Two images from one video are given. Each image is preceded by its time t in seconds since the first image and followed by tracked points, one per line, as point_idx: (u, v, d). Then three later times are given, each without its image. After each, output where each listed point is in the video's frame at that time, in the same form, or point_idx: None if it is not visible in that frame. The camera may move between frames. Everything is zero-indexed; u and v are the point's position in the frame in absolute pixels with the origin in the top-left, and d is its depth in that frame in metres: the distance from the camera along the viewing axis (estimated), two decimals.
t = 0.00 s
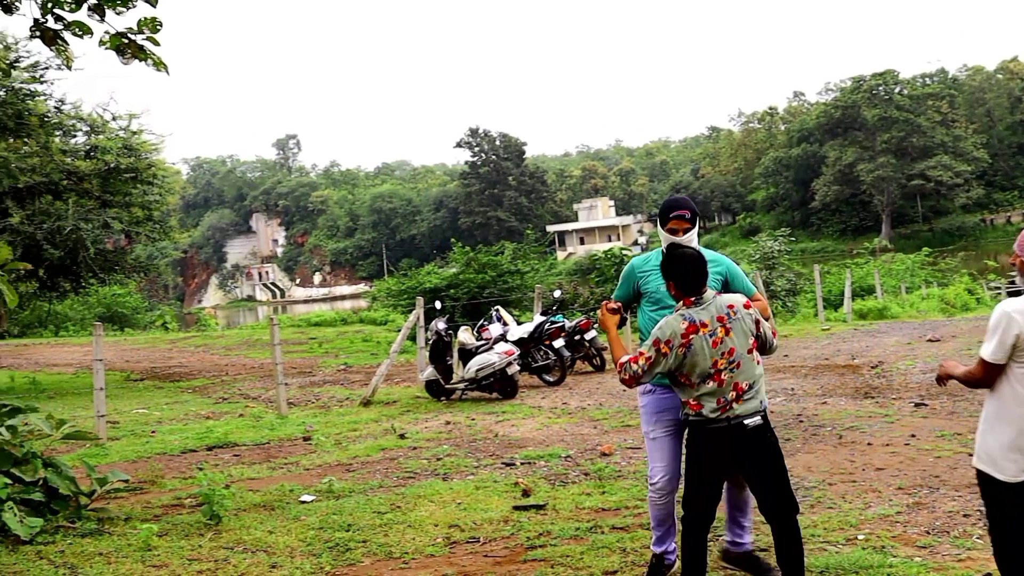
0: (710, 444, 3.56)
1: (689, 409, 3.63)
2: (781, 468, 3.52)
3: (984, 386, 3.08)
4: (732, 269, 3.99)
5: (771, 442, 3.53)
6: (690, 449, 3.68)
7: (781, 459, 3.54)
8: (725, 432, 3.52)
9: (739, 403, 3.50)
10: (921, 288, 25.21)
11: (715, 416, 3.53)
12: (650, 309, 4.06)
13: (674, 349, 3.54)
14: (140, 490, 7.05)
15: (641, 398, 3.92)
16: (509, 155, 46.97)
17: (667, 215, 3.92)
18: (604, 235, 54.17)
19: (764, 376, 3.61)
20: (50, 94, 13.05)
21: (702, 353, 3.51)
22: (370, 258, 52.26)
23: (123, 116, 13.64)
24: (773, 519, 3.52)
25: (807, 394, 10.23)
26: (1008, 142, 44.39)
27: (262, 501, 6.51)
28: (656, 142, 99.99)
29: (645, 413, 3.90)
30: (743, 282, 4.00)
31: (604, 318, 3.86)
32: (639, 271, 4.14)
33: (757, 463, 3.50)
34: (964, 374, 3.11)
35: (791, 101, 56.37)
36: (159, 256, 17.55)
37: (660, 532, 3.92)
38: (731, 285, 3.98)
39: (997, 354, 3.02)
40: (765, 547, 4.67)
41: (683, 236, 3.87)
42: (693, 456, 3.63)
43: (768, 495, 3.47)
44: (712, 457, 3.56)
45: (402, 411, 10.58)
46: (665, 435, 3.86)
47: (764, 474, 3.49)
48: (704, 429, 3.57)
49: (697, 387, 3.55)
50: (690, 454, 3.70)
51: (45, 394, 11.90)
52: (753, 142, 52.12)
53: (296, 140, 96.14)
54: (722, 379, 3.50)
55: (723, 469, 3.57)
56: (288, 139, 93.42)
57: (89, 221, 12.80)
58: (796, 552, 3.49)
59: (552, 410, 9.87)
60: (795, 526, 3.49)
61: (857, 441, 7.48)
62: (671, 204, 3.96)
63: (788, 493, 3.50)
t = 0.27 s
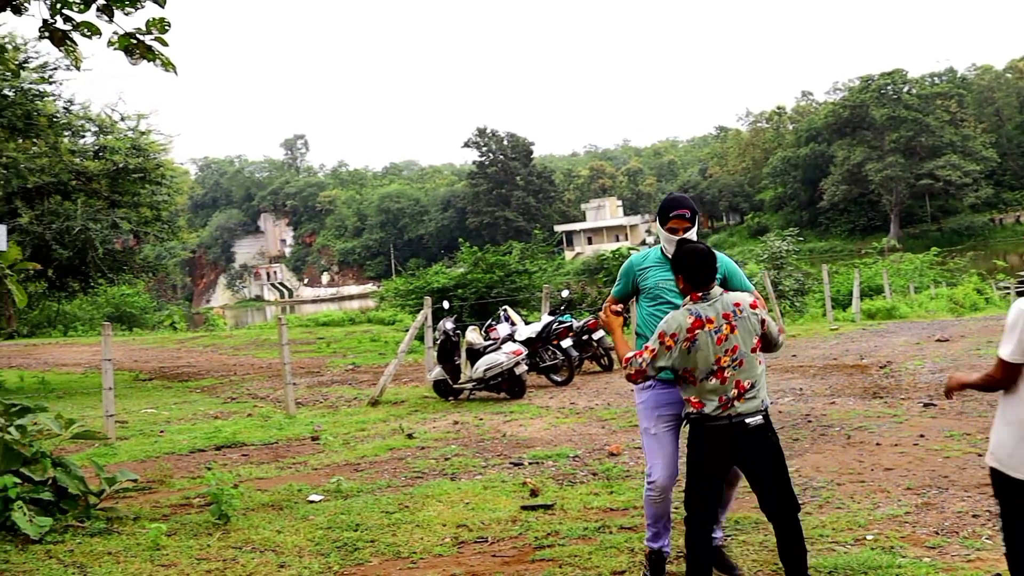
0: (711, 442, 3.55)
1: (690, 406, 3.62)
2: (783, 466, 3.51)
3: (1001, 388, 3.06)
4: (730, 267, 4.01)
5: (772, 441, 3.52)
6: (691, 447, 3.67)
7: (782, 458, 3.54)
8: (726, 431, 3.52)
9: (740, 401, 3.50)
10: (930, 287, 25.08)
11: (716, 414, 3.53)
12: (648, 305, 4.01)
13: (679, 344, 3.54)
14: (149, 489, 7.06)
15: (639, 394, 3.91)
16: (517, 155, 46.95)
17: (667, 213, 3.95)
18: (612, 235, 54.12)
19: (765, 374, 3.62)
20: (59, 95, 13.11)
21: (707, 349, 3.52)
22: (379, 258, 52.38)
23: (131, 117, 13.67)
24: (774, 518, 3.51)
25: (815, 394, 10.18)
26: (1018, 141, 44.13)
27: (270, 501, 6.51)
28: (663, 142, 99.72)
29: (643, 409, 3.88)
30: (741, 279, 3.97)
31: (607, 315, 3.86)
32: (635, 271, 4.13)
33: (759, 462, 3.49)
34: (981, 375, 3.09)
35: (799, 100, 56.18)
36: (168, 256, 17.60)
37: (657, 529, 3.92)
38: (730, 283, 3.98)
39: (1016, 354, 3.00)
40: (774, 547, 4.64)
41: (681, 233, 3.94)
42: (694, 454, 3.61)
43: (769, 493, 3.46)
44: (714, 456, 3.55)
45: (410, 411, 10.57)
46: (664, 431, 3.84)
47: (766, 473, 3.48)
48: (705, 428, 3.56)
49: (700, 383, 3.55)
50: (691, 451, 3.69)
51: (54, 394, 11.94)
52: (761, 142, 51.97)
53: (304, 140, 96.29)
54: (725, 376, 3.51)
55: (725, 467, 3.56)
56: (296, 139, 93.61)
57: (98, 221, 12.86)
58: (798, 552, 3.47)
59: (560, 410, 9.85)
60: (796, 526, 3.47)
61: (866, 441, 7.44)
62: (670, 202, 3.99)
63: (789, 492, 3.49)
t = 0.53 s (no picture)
0: (711, 442, 3.55)
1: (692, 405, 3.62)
2: (784, 466, 3.49)
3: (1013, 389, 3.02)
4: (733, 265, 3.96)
5: (774, 441, 3.50)
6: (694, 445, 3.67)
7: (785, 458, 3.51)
8: (727, 431, 3.51)
9: (741, 401, 3.48)
10: (934, 287, 25.00)
11: (717, 414, 3.51)
12: (647, 305, 4.01)
13: (683, 340, 3.53)
14: (154, 489, 7.07)
15: (637, 393, 3.92)
16: (521, 155, 46.92)
17: (667, 214, 3.94)
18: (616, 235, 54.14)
19: (767, 375, 3.59)
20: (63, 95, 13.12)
21: (710, 346, 3.50)
22: (383, 258, 52.43)
23: (136, 117, 13.70)
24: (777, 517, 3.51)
25: (819, 394, 10.16)
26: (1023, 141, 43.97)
27: (275, 501, 6.51)
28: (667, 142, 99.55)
29: (641, 406, 3.88)
30: (741, 279, 3.96)
31: (607, 318, 3.88)
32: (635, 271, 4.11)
33: (761, 461, 3.47)
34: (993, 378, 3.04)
35: (804, 100, 56.06)
36: (172, 255, 17.61)
37: (653, 527, 3.91)
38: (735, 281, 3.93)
39: None
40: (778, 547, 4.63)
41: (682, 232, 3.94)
42: (694, 451, 3.61)
43: (771, 493, 3.45)
44: (714, 454, 3.54)
45: (414, 411, 10.57)
46: (666, 429, 3.83)
47: (768, 472, 3.46)
48: (707, 426, 3.55)
49: (701, 380, 3.54)
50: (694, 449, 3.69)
51: (58, 393, 11.95)
52: (765, 142, 51.88)
53: (308, 140, 96.35)
54: (725, 374, 3.49)
55: (726, 466, 3.55)
56: (300, 139, 93.69)
57: (102, 221, 12.90)
58: (800, 552, 3.47)
59: (565, 410, 9.84)
60: (798, 525, 3.47)
61: (870, 440, 7.42)
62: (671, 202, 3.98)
63: (790, 492, 3.47)
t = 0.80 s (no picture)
0: (714, 441, 3.55)
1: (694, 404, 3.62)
2: (786, 464, 3.52)
3: None
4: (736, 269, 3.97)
5: (777, 439, 3.52)
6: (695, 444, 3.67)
7: (786, 457, 3.55)
8: (729, 431, 3.51)
9: (743, 399, 3.50)
10: (944, 287, 24.88)
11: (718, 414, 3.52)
12: (648, 308, 4.01)
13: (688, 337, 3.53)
14: (163, 489, 7.08)
15: (635, 392, 3.91)
16: (529, 155, 46.89)
17: (670, 216, 3.93)
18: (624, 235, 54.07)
19: (769, 374, 3.60)
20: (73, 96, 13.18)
21: (713, 342, 3.52)
22: (392, 258, 52.55)
23: (145, 117, 13.75)
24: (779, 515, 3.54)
25: (829, 394, 10.11)
26: None
27: (284, 501, 6.51)
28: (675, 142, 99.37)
29: (641, 404, 3.88)
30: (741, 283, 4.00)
31: (611, 319, 3.86)
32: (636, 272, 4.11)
33: (764, 460, 3.49)
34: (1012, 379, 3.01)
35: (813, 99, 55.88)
36: (182, 255, 17.67)
37: (644, 526, 3.93)
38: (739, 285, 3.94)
39: None
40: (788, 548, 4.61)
41: (685, 234, 3.93)
42: (698, 449, 3.61)
43: (774, 492, 3.48)
44: (718, 453, 3.54)
45: (423, 411, 10.57)
46: (667, 429, 3.84)
47: (771, 471, 3.49)
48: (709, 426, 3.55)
49: (701, 376, 3.55)
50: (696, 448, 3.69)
51: (68, 393, 11.99)
52: (774, 141, 51.71)
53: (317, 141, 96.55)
54: (727, 372, 3.51)
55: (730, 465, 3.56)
56: (309, 139, 93.88)
57: (112, 221, 12.94)
58: (802, 550, 3.50)
59: (574, 410, 9.82)
60: (800, 523, 3.50)
61: (879, 440, 7.38)
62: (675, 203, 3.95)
63: (792, 490, 3.51)
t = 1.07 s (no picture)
0: (718, 439, 3.55)
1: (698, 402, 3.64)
2: (791, 464, 3.52)
3: None
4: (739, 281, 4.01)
5: (781, 439, 3.52)
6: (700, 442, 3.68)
7: (792, 457, 3.54)
8: (733, 429, 3.51)
9: (748, 396, 3.49)
10: (954, 288, 24.73)
11: (724, 411, 3.52)
12: (650, 313, 4.02)
13: (693, 332, 3.55)
14: (174, 488, 7.09)
15: (633, 394, 4.01)
16: (539, 154, 46.83)
17: (678, 220, 3.93)
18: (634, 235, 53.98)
19: (777, 371, 3.58)
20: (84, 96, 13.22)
21: (719, 338, 3.51)
22: (401, 258, 52.66)
23: (155, 118, 13.81)
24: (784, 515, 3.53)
25: (839, 394, 10.05)
26: None
27: (294, 500, 6.52)
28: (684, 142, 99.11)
29: (640, 405, 3.98)
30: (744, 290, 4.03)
31: (617, 320, 3.85)
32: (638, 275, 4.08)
33: (768, 459, 3.49)
34: None
35: (822, 99, 55.64)
36: (192, 255, 17.73)
37: (634, 527, 3.96)
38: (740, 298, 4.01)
39: None
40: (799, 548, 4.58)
41: (693, 243, 3.93)
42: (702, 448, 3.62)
43: (779, 491, 3.48)
44: (722, 451, 3.54)
45: (433, 410, 10.57)
46: (665, 430, 3.94)
47: (775, 470, 3.49)
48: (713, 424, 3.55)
49: (707, 371, 3.55)
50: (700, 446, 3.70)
51: (80, 392, 12.05)
52: (784, 141, 51.51)
53: (326, 141, 96.74)
54: (733, 368, 3.49)
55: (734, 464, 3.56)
56: (319, 139, 94.09)
57: (123, 221, 12.98)
58: (807, 550, 3.49)
59: (584, 410, 9.79)
60: (805, 523, 3.50)
61: (890, 440, 7.33)
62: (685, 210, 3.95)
63: (796, 490, 3.51)
